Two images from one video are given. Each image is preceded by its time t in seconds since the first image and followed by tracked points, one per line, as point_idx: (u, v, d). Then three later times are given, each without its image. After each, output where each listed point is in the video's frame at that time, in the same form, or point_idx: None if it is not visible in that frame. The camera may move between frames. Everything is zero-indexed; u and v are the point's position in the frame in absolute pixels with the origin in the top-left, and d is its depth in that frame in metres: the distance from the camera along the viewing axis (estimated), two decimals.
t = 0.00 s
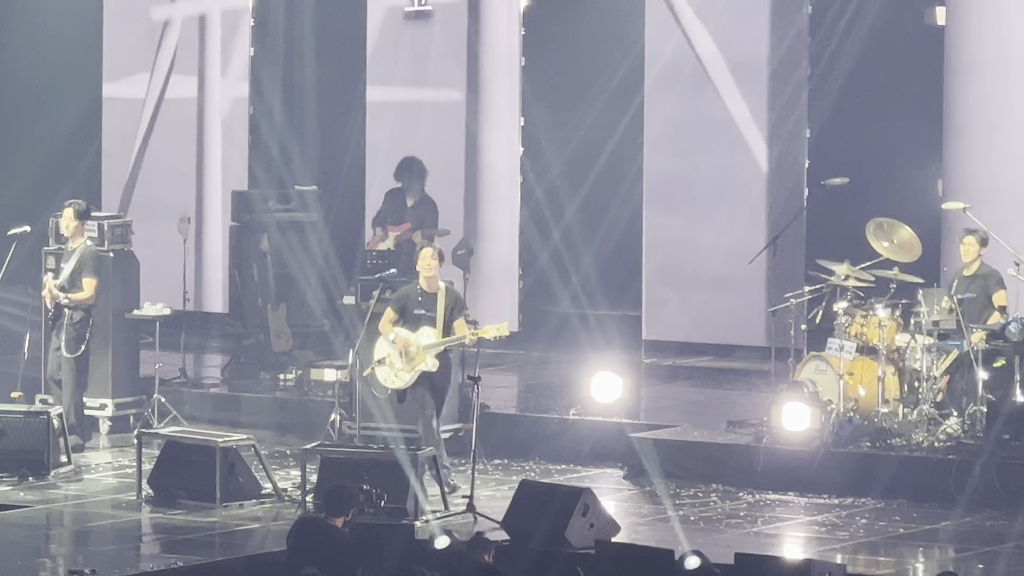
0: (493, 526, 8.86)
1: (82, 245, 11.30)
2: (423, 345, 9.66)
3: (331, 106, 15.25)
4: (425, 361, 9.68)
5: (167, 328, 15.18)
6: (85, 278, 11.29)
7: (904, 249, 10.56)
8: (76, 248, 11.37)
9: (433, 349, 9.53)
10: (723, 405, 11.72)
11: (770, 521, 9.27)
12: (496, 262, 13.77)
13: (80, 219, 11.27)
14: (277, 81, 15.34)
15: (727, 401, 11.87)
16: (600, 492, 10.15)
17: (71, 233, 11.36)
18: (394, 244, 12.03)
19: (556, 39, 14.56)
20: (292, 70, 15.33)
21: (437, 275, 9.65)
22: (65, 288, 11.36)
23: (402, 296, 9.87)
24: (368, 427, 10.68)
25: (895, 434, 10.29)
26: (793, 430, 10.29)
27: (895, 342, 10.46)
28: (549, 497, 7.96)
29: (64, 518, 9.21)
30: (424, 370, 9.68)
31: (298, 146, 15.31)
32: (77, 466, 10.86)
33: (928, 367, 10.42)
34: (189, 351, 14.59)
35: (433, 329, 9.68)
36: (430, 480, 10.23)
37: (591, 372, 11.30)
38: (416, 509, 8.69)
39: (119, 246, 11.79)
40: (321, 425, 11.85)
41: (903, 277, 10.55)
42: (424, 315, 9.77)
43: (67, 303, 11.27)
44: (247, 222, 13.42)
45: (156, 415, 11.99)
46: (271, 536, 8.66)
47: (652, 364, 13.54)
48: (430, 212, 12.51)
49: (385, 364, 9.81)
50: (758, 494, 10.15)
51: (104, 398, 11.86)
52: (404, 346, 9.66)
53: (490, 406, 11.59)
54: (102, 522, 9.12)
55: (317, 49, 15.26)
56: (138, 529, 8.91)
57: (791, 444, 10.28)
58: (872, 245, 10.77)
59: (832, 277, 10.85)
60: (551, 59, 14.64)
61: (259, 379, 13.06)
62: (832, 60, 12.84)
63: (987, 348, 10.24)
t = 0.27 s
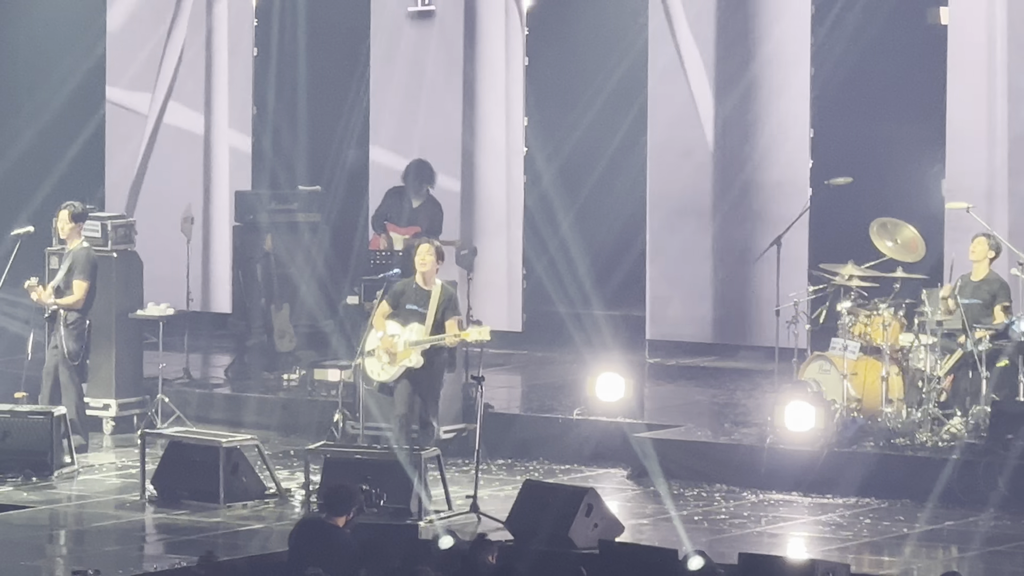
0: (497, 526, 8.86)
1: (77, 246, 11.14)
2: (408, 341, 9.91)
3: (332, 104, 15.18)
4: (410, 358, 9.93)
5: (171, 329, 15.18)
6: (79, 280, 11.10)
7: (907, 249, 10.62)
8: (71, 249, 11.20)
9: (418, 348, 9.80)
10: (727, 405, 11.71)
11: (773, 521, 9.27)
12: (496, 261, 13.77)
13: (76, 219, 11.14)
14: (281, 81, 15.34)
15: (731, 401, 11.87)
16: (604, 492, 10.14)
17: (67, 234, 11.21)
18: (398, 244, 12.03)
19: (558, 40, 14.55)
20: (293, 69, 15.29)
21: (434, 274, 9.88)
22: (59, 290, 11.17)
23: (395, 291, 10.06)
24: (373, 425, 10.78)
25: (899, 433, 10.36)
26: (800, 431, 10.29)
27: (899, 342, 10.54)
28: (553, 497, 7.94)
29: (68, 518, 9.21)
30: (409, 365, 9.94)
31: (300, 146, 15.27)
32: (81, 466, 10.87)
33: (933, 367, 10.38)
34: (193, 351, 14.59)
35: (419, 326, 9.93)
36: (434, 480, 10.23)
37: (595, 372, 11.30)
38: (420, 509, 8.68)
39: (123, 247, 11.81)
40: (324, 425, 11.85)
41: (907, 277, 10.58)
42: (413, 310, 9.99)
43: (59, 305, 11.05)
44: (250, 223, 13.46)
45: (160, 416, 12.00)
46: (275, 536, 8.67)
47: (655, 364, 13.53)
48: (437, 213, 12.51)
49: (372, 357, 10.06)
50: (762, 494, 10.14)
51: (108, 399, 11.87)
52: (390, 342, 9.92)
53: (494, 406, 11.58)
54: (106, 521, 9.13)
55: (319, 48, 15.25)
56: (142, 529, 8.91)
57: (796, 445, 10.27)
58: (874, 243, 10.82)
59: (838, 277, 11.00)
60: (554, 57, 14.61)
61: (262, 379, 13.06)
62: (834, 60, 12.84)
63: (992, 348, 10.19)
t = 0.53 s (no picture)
0: (501, 523, 8.87)
1: (73, 247, 11.00)
2: (394, 336, 9.93)
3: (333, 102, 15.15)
4: (394, 352, 9.94)
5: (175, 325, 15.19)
6: (74, 281, 10.97)
7: (911, 246, 10.60)
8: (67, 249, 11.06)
9: (403, 341, 9.80)
10: (731, 401, 11.72)
11: (778, 518, 9.27)
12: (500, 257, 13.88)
13: (72, 220, 11.00)
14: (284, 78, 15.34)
15: (734, 398, 11.88)
16: (608, 489, 10.14)
17: (63, 234, 11.07)
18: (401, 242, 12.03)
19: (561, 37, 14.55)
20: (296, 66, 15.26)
21: (427, 270, 9.93)
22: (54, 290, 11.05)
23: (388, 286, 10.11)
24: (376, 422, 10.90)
25: (903, 429, 10.32)
26: (804, 428, 10.29)
27: (902, 338, 10.56)
28: (556, 494, 7.95)
29: (73, 516, 9.22)
30: (393, 361, 9.96)
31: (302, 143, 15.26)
32: (85, 463, 10.88)
33: (937, 363, 10.38)
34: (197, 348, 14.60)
35: (406, 323, 9.96)
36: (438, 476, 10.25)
37: (599, 370, 11.31)
38: (424, 507, 8.70)
39: (127, 244, 11.82)
40: (329, 422, 11.87)
41: (910, 274, 10.59)
42: (404, 306, 10.01)
43: (53, 306, 10.93)
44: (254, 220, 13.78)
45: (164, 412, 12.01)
46: (279, 533, 8.68)
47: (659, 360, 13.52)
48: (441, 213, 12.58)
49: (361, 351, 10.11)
50: (766, 490, 10.14)
51: (112, 396, 11.89)
52: (377, 337, 9.96)
53: (498, 403, 11.60)
54: (111, 519, 9.14)
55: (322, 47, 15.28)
56: (146, 526, 8.92)
57: (801, 440, 10.26)
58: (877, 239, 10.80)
59: (841, 274, 11.01)
60: (556, 53, 14.64)
61: (268, 376, 13.08)
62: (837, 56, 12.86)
63: (996, 344, 10.19)
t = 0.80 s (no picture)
0: (503, 521, 8.85)
1: (69, 242, 10.84)
2: (381, 333, 9.96)
3: (333, 99, 15.10)
4: (380, 348, 9.97)
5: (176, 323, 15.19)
6: (71, 276, 10.82)
7: (914, 243, 10.63)
8: (62, 243, 10.92)
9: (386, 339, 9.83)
10: (733, 399, 11.71)
11: (780, 515, 9.26)
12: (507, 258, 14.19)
13: (67, 213, 10.81)
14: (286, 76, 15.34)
15: (736, 395, 11.87)
16: (610, 486, 10.14)
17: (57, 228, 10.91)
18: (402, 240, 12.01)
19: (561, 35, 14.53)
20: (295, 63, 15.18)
21: (419, 269, 9.91)
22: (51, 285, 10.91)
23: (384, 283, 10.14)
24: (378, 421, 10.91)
25: (906, 427, 10.35)
26: (808, 424, 10.22)
27: (905, 335, 10.61)
28: (559, 491, 7.94)
29: (76, 513, 9.21)
30: (379, 357, 9.98)
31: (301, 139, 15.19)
32: (87, 461, 10.87)
33: (939, 360, 10.34)
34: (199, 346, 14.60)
35: (394, 320, 9.98)
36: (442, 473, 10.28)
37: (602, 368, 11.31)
38: (426, 504, 8.69)
39: (129, 241, 11.80)
40: (331, 420, 11.87)
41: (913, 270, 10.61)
42: (395, 302, 10.02)
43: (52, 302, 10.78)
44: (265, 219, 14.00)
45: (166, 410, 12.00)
46: (282, 531, 8.67)
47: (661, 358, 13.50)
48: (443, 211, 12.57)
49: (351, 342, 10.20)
50: (769, 487, 10.13)
51: (115, 393, 11.88)
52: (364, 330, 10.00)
53: (500, 400, 11.60)
54: (114, 516, 9.13)
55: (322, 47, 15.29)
56: (149, 524, 8.92)
57: (803, 436, 10.22)
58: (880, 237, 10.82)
59: (844, 270, 11.01)
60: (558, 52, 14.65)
61: (270, 373, 13.08)
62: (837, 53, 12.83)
63: (999, 339, 10.23)
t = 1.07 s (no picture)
0: (505, 517, 8.87)
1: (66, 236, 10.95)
2: (379, 330, 9.97)
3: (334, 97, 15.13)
4: (378, 346, 9.98)
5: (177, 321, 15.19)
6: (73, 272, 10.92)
7: (915, 241, 10.61)
8: (57, 239, 10.99)
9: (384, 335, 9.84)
10: (735, 396, 11.72)
11: (782, 512, 9.27)
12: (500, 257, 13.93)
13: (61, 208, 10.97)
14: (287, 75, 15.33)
15: (738, 392, 11.87)
16: (612, 483, 10.15)
17: (49, 226, 11.00)
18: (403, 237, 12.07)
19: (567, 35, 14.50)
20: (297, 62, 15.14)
21: (418, 267, 9.91)
22: (51, 282, 10.93)
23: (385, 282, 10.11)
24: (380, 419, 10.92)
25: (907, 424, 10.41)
26: (807, 421, 10.20)
27: (907, 333, 10.51)
28: (561, 489, 7.95)
29: (78, 510, 9.21)
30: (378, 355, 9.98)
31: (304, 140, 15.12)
32: (89, 458, 10.88)
33: (941, 358, 10.41)
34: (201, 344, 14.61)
35: (392, 318, 9.98)
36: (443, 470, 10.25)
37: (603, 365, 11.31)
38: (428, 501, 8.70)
39: (130, 238, 11.81)
40: (333, 417, 11.87)
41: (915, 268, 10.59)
42: (394, 300, 10.03)
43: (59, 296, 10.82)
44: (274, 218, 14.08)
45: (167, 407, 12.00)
46: (284, 527, 8.68)
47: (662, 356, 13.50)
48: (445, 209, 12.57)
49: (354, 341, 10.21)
50: (770, 484, 10.14)
51: (117, 391, 11.88)
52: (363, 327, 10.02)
53: (501, 398, 11.60)
54: (116, 513, 9.14)
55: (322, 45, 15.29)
56: (151, 521, 8.92)
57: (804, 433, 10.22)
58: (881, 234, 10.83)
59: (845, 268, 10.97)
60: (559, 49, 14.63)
61: (272, 371, 13.08)
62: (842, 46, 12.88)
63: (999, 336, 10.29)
